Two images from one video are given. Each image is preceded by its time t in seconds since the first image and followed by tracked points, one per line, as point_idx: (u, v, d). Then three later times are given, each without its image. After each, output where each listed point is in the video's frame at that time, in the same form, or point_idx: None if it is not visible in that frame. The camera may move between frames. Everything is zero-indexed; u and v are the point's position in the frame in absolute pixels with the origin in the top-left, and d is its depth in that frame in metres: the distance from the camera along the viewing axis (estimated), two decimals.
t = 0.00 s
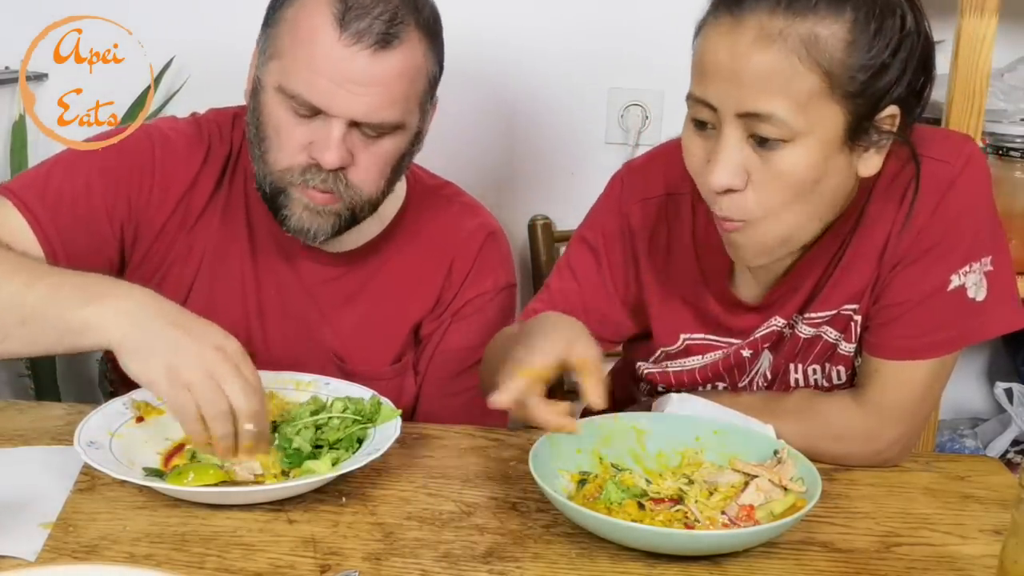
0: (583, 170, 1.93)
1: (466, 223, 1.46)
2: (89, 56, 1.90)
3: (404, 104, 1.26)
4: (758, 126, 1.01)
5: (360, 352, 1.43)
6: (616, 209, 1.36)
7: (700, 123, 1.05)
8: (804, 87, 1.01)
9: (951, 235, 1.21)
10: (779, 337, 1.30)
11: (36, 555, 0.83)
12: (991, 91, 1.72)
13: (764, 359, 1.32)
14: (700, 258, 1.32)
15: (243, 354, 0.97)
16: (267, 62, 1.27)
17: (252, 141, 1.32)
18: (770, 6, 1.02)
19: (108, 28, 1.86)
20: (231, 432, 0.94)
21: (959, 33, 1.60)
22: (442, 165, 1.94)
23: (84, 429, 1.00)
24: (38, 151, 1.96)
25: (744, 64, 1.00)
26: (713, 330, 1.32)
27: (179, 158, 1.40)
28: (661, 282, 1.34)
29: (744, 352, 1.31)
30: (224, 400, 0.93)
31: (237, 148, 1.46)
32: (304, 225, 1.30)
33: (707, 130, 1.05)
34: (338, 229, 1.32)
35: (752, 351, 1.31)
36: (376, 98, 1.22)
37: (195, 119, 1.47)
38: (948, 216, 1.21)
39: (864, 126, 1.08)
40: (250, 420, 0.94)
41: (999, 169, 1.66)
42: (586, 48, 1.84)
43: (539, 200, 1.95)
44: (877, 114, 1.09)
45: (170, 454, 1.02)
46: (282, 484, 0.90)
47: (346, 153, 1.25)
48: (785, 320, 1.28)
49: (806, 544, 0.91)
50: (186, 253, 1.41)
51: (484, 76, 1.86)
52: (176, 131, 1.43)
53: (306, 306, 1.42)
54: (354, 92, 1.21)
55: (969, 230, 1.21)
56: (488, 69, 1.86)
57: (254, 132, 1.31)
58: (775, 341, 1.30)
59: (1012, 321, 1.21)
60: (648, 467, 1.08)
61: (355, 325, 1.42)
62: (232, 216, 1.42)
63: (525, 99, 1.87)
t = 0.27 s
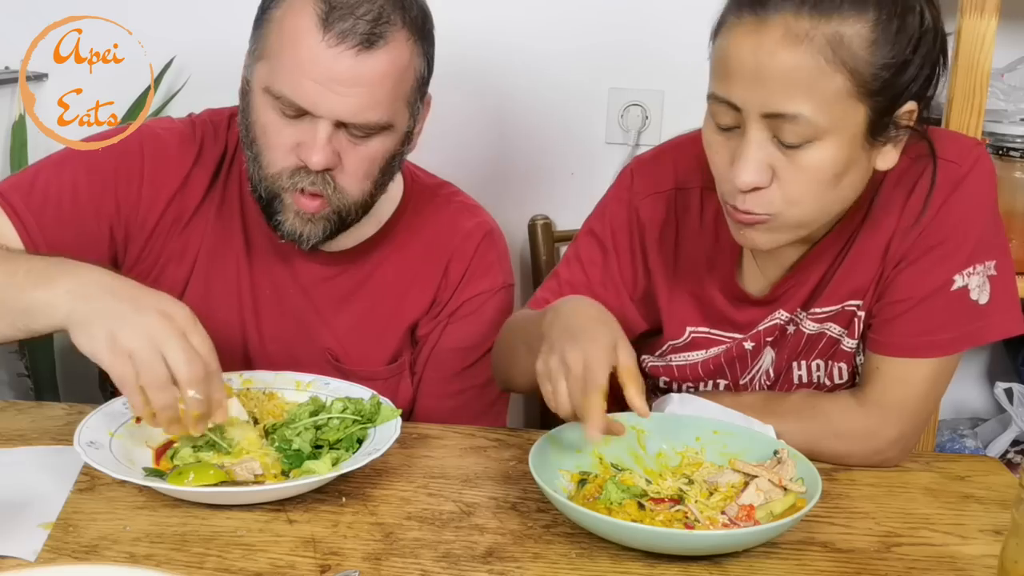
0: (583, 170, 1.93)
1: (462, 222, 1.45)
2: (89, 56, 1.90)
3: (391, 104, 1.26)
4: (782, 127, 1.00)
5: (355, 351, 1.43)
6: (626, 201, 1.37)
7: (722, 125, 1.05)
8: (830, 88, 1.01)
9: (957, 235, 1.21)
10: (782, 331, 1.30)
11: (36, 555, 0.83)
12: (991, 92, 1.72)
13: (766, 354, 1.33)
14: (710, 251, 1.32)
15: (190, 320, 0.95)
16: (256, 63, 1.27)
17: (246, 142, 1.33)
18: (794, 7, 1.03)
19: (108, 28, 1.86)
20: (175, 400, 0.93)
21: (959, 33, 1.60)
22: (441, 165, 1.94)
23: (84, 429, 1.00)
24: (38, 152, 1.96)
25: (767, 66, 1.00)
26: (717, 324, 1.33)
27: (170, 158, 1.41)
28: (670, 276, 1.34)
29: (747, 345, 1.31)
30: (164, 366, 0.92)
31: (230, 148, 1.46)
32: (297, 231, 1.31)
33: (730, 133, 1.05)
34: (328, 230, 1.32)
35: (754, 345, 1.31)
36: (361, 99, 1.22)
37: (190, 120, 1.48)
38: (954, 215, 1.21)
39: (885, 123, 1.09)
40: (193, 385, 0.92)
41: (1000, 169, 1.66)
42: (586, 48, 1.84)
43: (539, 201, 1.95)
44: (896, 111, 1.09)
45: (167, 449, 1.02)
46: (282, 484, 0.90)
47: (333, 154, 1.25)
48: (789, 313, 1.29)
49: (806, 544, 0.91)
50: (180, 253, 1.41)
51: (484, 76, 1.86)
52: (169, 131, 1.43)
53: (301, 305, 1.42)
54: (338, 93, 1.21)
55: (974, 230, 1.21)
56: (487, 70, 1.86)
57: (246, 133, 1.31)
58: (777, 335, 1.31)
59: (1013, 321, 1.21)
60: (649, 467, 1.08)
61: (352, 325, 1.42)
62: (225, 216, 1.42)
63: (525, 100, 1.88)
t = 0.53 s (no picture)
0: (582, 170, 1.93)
1: (458, 220, 1.45)
2: (89, 56, 1.90)
3: (377, 101, 1.26)
4: (800, 148, 1.01)
5: (351, 351, 1.43)
6: (631, 197, 1.38)
7: (740, 142, 1.05)
8: (848, 109, 1.02)
9: (958, 235, 1.20)
10: (783, 325, 1.30)
11: (36, 555, 0.83)
12: (991, 91, 1.72)
13: (766, 348, 1.32)
14: (715, 248, 1.33)
15: (213, 323, 0.96)
16: (243, 63, 1.27)
17: (234, 143, 1.33)
18: (811, 31, 1.02)
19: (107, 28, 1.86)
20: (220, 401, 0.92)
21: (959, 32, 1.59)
22: (441, 165, 1.94)
23: (84, 429, 1.00)
24: (38, 152, 1.96)
25: (786, 90, 1.00)
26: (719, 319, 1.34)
27: (164, 161, 1.41)
28: (675, 272, 1.35)
29: (747, 338, 1.32)
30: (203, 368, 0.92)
31: (223, 150, 1.46)
32: (281, 222, 1.29)
33: (750, 150, 1.05)
34: (319, 229, 1.32)
35: (755, 337, 1.31)
36: (347, 96, 1.22)
37: (183, 121, 1.47)
38: (955, 216, 1.21)
39: (898, 134, 1.09)
40: (234, 381, 0.92)
41: (1000, 168, 1.66)
42: (584, 49, 1.84)
43: (538, 201, 1.95)
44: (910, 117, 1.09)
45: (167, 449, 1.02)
46: (281, 484, 0.90)
47: (321, 152, 1.24)
48: (790, 308, 1.29)
49: (806, 544, 0.91)
50: (176, 256, 1.42)
51: (483, 76, 1.86)
52: (162, 134, 1.43)
53: (296, 304, 1.42)
54: (324, 91, 1.21)
55: (975, 230, 1.21)
56: (486, 69, 1.86)
57: (235, 134, 1.31)
58: (778, 330, 1.31)
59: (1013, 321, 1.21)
60: (648, 467, 1.08)
61: (348, 325, 1.42)
62: (222, 217, 1.42)
63: (525, 100, 1.88)
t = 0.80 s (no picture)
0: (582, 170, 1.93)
1: (458, 220, 1.45)
2: (89, 56, 1.90)
3: (379, 99, 1.26)
4: (808, 144, 1.01)
5: (351, 351, 1.43)
6: (634, 195, 1.38)
7: (747, 138, 1.05)
8: (857, 108, 1.02)
9: (958, 235, 1.21)
10: (784, 323, 1.30)
11: (36, 555, 0.83)
12: (991, 91, 1.72)
13: (766, 346, 1.32)
14: (718, 245, 1.33)
15: (205, 328, 0.99)
16: (244, 64, 1.27)
17: (237, 144, 1.33)
18: (823, 28, 1.02)
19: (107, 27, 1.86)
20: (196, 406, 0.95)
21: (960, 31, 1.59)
22: (441, 165, 1.94)
23: (84, 429, 1.00)
24: (38, 152, 1.96)
25: (796, 86, 1.00)
26: (720, 316, 1.33)
27: (164, 162, 1.41)
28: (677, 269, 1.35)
29: (747, 336, 1.31)
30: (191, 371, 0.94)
31: (222, 150, 1.46)
32: (291, 229, 1.30)
33: (756, 146, 1.05)
34: (324, 230, 1.32)
35: (756, 335, 1.31)
36: (349, 95, 1.22)
37: (181, 121, 1.47)
38: (954, 216, 1.21)
39: (905, 132, 1.09)
40: (213, 391, 0.95)
41: (1000, 168, 1.66)
42: (584, 48, 1.84)
43: (539, 200, 1.95)
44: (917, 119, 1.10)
45: (158, 445, 1.02)
46: (281, 484, 0.90)
47: (324, 152, 1.25)
48: (790, 305, 1.29)
49: (806, 544, 0.91)
50: (175, 257, 1.42)
51: (483, 75, 1.86)
52: (160, 134, 1.43)
53: (296, 305, 1.42)
54: (326, 90, 1.21)
55: (974, 231, 1.21)
56: (486, 69, 1.86)
57: (237, 136, 1.31)
58: (779, 327, 1.31)
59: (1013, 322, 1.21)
60: (648, 467, 1.08)
61: (349, 325, 1.42)
62: (221, 217, 1.42)
63: (526, 100, 1.87)
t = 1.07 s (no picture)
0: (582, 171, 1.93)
1: (458, 220, 1.45)
2: (89, 56, 1.90)
3: (374, 95, 1.26)
4: (816, 148, 1.01)
5: (351, 351, 1.43)
6: (636, 194, 1.37)
7: (755, 140, 1.05)
8: (865, 110, 1.02)
9: (959, 235, 1.21)
10: (786, 323, 1.30)
11: (36, 555, 0.83)
12: (991, 91, 1.72)
13: (768, 346, 1.32)
14: (719, 245, 1.32)
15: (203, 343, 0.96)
16: (239, 64, 1.27)
17: (234, 144, 1.33)
18: (832, 32, 1.02)
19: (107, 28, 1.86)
20: (178, 408, 0.90)
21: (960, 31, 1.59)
22: (441, 165, 1.94)
23: (84, 429, 1.00)
24: (38, 152, 1.96)
25: (804, 89, 1.00)
26: (721, 315, 1.33)
27: (164, 162, 1.41)
28: (678, 268, 1.34)
29: (750, 336, 1.31)
30: (173, 367, 0.90)
31: (222, 151, 1.46)
32: (286, 222, 1.29)
33: (763, 148, 1.05)
34: (322, 228, 1.31)
35: (758, 335, 1.31)
36: (344, 92, 1.22)
37: (180, 122, 1.47)
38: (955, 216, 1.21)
39: (912, 133, 1.09)
40: (198, 396, 0.90)
41: (1000, 168, 1.66)
42: (584, 48, 1.84)
43: (539, 200, 1.95)
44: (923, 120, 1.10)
45: (158, 446, 1.02)
46: (281, 485, 0.90)
47: (320, 150, 1.24)
48: (792, 305, 1.29)
49: (806, 544, 0.91)
50: (177, 257, 1.42)
51: (482, 75, 1.86)
52: (160, 135, 1.43)
53: (295, 305, 1.42)
54: (320, 88, 1.21)
55: (975, 231, 1.21)
56: (485, 69, 1.86)
57: (234, 136, 1.31)
58: (781, 328, 1.31)
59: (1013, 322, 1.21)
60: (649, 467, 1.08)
61: (350, 325, 1.42)
62: (222, 217, 1.42)
63: (526, 99, 1.87)
